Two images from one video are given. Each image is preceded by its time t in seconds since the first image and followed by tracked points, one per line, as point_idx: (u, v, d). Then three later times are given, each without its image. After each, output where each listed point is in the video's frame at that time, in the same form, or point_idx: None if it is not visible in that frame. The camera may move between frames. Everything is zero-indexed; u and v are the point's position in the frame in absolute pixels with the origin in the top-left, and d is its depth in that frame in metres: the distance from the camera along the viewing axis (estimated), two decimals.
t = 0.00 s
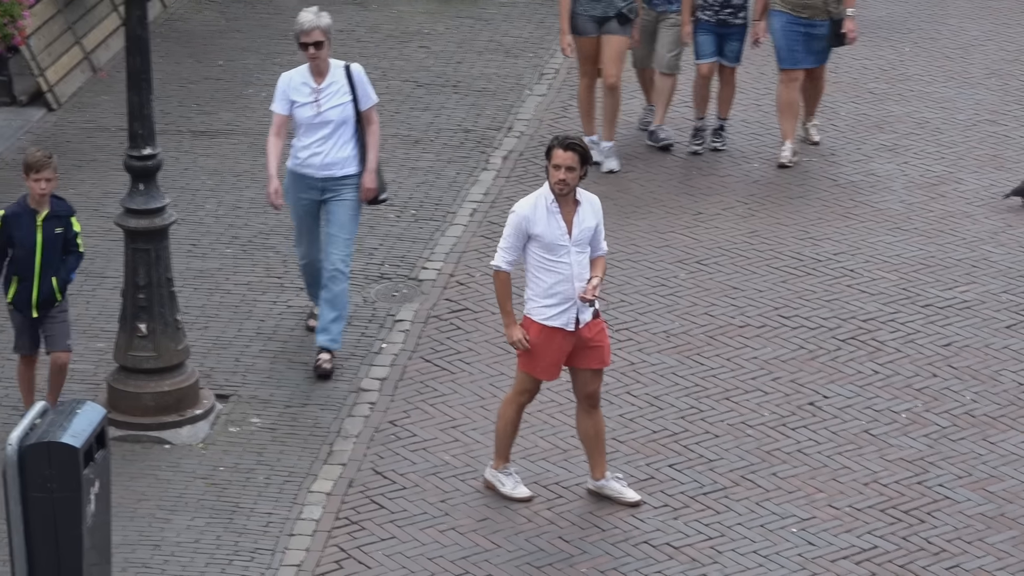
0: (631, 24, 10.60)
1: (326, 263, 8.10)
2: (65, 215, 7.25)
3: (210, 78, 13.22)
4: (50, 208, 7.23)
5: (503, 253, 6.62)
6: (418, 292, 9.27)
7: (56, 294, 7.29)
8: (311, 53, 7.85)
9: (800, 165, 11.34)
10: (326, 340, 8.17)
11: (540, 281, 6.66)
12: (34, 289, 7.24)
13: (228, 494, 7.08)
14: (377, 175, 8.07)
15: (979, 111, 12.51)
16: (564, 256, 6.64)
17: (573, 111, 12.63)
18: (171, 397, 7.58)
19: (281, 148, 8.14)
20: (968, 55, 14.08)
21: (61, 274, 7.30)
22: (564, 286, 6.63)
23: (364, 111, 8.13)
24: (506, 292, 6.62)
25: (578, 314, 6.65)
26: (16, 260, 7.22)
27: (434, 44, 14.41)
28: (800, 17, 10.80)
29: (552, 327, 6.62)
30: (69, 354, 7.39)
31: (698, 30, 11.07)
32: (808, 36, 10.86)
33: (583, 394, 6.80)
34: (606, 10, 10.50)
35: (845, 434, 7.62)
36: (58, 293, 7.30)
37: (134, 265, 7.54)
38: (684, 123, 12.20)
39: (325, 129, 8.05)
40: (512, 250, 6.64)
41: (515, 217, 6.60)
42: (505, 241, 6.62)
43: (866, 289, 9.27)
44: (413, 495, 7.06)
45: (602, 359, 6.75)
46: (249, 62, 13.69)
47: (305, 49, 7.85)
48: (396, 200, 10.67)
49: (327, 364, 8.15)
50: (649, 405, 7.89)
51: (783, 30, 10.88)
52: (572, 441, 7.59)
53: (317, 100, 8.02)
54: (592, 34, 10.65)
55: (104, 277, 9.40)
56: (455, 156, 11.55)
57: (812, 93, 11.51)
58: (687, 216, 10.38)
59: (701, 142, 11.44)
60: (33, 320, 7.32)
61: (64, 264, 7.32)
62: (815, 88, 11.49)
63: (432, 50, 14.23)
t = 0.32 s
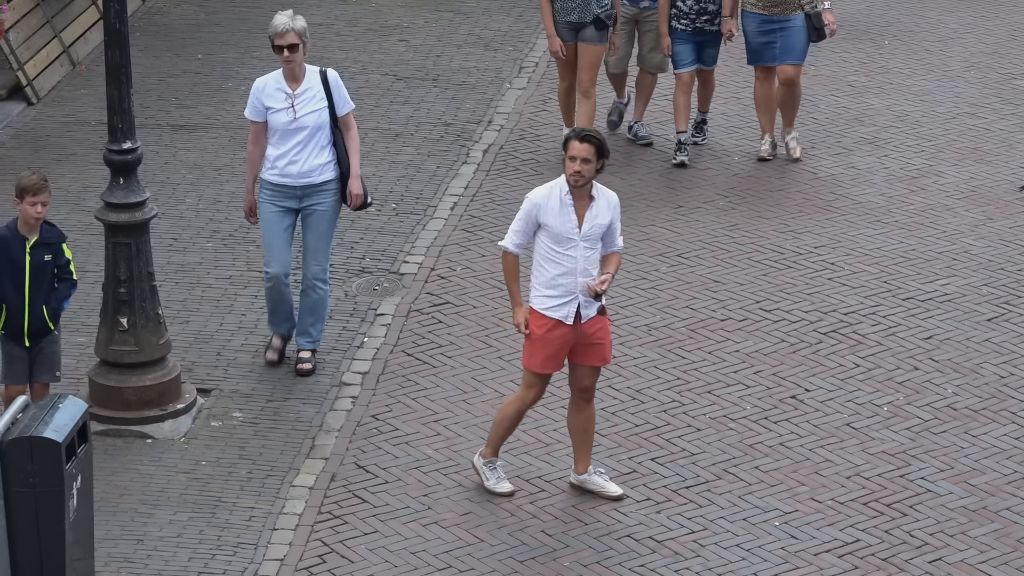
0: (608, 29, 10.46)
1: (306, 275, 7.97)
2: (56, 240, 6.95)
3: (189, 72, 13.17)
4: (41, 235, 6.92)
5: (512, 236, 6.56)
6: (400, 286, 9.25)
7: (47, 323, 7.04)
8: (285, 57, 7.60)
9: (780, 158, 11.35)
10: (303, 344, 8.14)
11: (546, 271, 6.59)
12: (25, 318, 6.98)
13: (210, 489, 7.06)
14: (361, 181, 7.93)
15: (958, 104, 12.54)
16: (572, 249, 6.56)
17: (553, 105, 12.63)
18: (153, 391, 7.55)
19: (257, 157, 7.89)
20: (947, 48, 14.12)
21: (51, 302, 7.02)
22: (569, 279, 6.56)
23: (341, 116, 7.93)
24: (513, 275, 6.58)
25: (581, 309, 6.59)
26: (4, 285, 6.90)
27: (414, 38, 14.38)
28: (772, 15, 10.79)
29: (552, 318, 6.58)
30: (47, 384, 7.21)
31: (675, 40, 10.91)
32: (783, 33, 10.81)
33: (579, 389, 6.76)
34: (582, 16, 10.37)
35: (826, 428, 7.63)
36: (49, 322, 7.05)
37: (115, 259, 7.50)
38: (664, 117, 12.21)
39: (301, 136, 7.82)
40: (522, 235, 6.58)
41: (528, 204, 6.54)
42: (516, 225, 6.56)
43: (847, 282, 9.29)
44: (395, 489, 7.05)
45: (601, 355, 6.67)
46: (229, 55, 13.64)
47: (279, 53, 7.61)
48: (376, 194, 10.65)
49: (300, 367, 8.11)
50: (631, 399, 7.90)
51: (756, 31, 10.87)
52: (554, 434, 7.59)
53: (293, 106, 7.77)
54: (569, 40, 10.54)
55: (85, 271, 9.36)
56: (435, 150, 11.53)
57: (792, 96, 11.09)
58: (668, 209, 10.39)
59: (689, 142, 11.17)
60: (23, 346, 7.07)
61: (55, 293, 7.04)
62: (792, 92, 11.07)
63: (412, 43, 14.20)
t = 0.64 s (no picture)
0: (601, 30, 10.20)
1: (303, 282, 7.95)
2: (65, 268, 6.72)
3: (188, 61, 13.15)
4: (49, 263, 6.67)
5: (524, 203, 6.51)
6: (398, 275, 9.25)
7: (59, 351, 6.85)
8: (270, 76, 7.36)
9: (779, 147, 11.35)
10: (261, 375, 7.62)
11: (553, 254, 6.54)
12: (36, 347, 6.78)
13: (209, 477, 7.06)
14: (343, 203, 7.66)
15: (957, 93, 12.54)
16: (583, 239, 6.49)
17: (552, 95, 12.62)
18: (152, 379, 7.56)
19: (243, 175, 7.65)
20: (945, 37, 14.11)
21: (62, 330, 6.82)
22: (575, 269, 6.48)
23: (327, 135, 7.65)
24: (521, 239, 6.56)
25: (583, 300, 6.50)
26: (15, 314, 6.70)
27: (412, 28, 14.36)
28: (767, 20, 10.42)
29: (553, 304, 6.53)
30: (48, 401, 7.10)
31: (667, 37, 10.73)
32: (778, 37, 10.44)
33: (582, 377, 6.74)
34: (576, 14, 10.08)
35: (825, 416, 7.64)
36: (61, 350, 6.86)
37: (113, 248, 7.50)
38: (663, 107, 12.21)
39: (288, 157, 7.56)
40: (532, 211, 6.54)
41: (547, 181, 6.47)
42: (529, 195, 6.50)
43: (846, 271, 9.30)
44: (394, 477, 7.06)
45: (603, 348, 6.62)
46: (227, 45, 13.62)
47: (263, 73, 7.35)
48: (374, 183, 10.65)
49: (268, 392, 7.62)
50: (630, 388, 7.91)
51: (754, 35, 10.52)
52: (553, 423, 7.60)
53: (279, 126, 7.52)
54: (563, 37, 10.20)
55: (84, 260, 9.35)
56: (434, 139, 11.52)
57: (780, 105, 10.60)
58: (667, 199, 10.39)
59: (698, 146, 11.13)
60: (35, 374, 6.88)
61: (65, 320, 6.82)
62: (783, 101, 10.60)
63: (410, 33, 14.18)
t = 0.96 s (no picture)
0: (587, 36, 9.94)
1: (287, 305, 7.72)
2: (79, 288, 6.51)
3: (184, 55, 13.13)
4: (63, 283, 6.47)
5: (522, 206, 6.48)
6: (395, 269, 9.24)
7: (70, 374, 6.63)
8: (248, 81, 7.14)
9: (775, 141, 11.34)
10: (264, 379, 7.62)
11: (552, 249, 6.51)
12: (46, 370, 6.54)
13: (206, 472, 7.06)
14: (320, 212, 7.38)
15: (953, 86, 12.53)
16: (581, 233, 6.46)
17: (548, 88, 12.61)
18: (148, 373, 7.55)
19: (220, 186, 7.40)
20: (941, 30, 14.10)
21: (73, 352, 6.61)
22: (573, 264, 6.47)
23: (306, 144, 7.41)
24: (517, 236, 6.52)
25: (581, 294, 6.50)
26: (25, 336, 6.45)
27: (408, 21, 14.34)
28: (764, 20, 10.28)
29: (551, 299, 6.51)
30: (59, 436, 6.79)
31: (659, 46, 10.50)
32: (775, 38, 10.29)
33: (578, 373, 6.73)
34: (562, 18, 9.79)
35: (821, 410, 7.64)
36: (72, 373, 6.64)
37: (109, 242, 7.48)
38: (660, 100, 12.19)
39: (265, 167, 7.31)
40: (529, 207, 6.48)
41: (544, 178, 6.44)
42: (528, 196, 6.46)
43: (842, 265, 9.29)
44: (390, 472, 7.06)
45: (599, 345, 6.61)
46: (223, 38, 13.59)
47: (241, 79, 7.14)
48: (370, 177, 10.64)
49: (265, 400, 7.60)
50: (626, 381, 7.91)
51: (748, 34, 10.35)
52: (549, 416, 7.61)
53: (257, 134, 7.28)
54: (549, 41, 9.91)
55: (80, 254, 9.33)
56: (430, 133, 11.50)
57: (779, 104, 10.52)
58: (663, 192, 10.38)
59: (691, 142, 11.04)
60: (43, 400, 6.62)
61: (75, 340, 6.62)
62: (781, 102, 10.52)
63: (406, 26, 14.15)
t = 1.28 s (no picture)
0: (570, 44, 9.70)
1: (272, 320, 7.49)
2: (98, 322, 6.08)
3: (174, 55, 13.11)
4: (81, 314, 6.05)
5: (510, 203, 6.45)
6: (385, 270, 9.23)
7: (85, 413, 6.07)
8: (227, 101, 6.85)
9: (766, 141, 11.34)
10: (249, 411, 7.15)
11: (547, 251, 6.50)
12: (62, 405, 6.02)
13: (196, 472, 7.04)
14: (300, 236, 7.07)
15: (943, 86, 12.55)
16: (577, 234, 6.46)
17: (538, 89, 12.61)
18: (139, 374, 7.52)
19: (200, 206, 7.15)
20: (932, 30, 14.13)
21: (91, 388, 6.09)
22: (568, 266, 6.47)
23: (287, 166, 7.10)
24: (504, 238, 6.52)
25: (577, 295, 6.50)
26: (43, 370, 6.05)
27: (398, 22, 14.33)
28: (755, 33, 10.05)
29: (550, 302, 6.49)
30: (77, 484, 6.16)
31: (648, 50, 10.31)
32: (764, 52, 10.10)
33: (572, 373, 6.72)
34: (541, 28, 9.62)
35: (812, 411, 7.64)
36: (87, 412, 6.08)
37: (99, 243, 7.46)
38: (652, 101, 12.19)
39: (242, 188, 7.01)
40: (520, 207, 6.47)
41: (534, 182, 6.42)
42: (516, 195, 6.44)
43: (833, 265, 9.30)
44: (381, 472, 7.05)
45: (594, 345, 6.60)
46: (213, 39, 13.57)
47: (220, 97, 6.86)
48: (361, 177, 10.62)
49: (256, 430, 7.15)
50: (617, 382, 7.91)
51: (737, 46, 10.12)
52: (540, 417, 7.60)
53: (234, 154, 6.99)
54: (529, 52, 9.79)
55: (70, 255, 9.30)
56: (421, 133, 11.49)
57: (770, 110, 10.54)
58: (654, 192, 10.39)
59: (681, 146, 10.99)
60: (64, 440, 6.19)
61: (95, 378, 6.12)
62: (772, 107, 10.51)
63: (397, 27, 14.14)
